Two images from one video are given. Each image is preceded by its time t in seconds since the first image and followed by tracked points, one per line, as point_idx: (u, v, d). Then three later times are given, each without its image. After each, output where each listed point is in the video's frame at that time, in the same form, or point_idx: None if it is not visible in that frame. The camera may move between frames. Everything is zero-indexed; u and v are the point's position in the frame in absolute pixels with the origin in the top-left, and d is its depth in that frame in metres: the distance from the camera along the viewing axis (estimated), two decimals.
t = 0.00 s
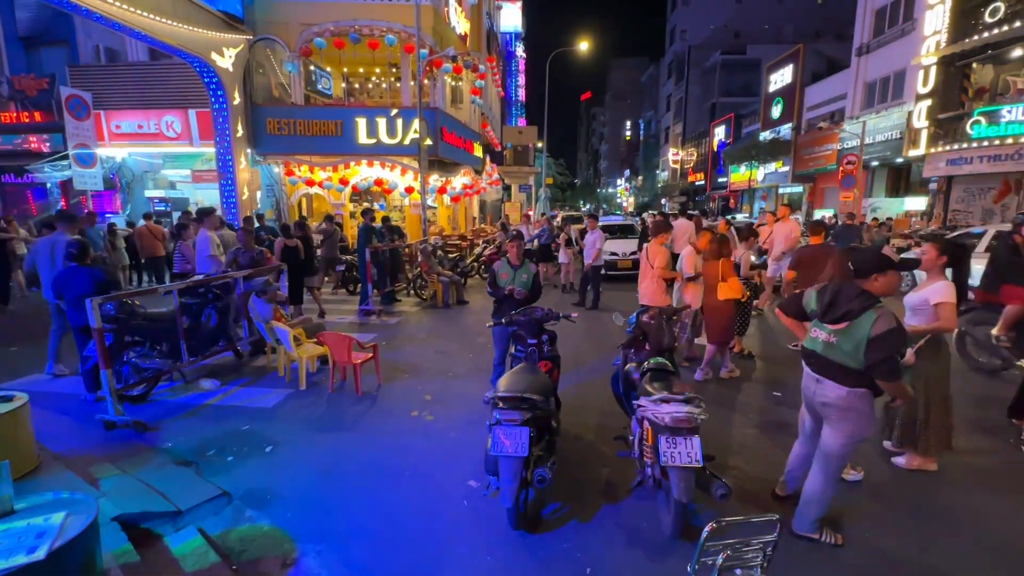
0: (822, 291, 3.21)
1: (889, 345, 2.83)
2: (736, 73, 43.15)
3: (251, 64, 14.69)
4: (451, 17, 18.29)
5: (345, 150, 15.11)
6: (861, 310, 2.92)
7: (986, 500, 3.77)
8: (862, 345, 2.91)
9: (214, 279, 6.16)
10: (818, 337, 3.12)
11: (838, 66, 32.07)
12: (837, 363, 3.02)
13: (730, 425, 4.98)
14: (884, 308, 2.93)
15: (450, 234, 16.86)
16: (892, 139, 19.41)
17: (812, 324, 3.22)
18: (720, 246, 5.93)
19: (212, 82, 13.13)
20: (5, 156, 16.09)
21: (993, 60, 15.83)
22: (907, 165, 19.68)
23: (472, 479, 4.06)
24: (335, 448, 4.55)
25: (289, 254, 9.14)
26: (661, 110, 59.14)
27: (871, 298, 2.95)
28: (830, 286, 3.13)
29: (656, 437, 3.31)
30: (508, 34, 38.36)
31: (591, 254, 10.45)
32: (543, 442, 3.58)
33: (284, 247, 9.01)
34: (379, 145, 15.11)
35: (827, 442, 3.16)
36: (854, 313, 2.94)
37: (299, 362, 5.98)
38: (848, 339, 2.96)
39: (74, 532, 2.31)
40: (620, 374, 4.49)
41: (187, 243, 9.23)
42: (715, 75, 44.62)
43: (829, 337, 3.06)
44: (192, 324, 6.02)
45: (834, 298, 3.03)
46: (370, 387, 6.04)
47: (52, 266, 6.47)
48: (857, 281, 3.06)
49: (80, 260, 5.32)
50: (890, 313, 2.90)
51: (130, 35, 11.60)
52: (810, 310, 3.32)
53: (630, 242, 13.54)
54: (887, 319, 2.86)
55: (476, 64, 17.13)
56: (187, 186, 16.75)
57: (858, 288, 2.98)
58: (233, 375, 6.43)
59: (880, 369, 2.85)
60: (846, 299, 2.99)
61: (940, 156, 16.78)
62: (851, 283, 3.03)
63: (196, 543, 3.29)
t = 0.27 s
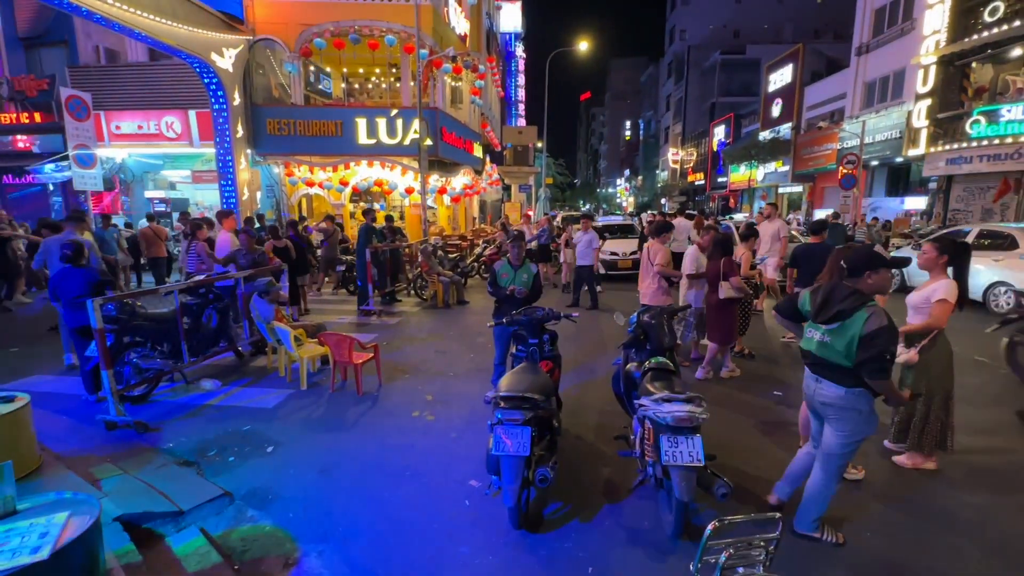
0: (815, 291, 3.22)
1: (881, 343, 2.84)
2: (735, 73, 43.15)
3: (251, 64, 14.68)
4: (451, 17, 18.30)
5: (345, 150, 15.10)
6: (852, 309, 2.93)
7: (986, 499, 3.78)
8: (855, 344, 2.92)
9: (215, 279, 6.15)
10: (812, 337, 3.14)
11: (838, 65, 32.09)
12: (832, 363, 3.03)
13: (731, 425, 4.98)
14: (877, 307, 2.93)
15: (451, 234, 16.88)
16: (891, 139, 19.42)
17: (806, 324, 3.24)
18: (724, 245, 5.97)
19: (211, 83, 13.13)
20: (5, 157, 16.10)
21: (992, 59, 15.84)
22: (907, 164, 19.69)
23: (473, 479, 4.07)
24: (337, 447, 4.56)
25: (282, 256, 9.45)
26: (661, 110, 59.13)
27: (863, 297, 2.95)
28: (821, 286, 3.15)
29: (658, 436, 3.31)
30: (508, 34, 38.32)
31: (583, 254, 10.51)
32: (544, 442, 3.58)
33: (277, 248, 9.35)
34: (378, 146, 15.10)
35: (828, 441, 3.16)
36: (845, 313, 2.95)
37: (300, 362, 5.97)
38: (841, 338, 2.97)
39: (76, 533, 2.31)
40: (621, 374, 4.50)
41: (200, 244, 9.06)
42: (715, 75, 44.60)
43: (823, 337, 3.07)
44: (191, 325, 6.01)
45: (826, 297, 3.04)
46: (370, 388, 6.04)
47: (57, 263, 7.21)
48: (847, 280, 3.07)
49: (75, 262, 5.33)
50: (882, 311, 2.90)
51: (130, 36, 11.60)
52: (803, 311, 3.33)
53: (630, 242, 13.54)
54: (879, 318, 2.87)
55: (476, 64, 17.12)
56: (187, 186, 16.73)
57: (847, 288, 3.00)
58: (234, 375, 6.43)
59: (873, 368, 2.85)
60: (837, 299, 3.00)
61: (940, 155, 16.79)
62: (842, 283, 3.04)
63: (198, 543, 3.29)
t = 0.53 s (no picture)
0: (812, 292, 3.22)
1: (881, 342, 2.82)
2: (737, 73, 43.10)
3: (253, 65, 14.71)
4: (452, 17, 18.31)
5: (347, 151, 15.12)
6: (851, 308, 2.92)
7: (988, 500, 3.77)
8: (853, 344, 2.90)
9: (217, 280, 6.17)
10: (811, 338, 3.12)
11: (839, 65, 32.06)
12: (832, 363, 3.00)
13: (732, 425, 4.98)
14: (874, 306, 2.91)
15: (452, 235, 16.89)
16: (893, 139, 19.39)
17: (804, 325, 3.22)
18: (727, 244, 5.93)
19: (213, 84, 13.16)
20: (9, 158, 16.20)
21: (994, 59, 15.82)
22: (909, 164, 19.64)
23: (475, 479, 4.08)
24: (339, 448, 4.57)
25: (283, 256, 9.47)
26: (662, 110, 59.08)
27: (861, 297, 2.95)
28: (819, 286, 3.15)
29: (660, 437, 3.31)
30: (509, 34, 38.31)
31: (577, 255, 10.59)
32: (546, 442, 3.58)
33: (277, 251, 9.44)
34: (380, 146, 15.11)
35: (830, 443, 3.15)
36: (844, 312, 2.94)
37: (302, 363, 5.98)
38: (840, 337, 2.96)
39: (80, 533, 2.32)
40: (623, 374, 4.50)
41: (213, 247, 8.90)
42: (716, 75, 44.56)
43: (822, 337, 3.05)
44: (194, 326, 6.03)
45: (825, 297, 3.04)
46: (372, 388, 6.04)
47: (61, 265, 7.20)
48: (844, 281, 3.08)
49: (76, 263, 5.35)
50: (881, 310, 2.88)
51: (133, 38, 11.65)
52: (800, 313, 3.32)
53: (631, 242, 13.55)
54: (878, 316, 2.84)
55: (477, 65, 17.12)
56: (190, 188, 16.61)
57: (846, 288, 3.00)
58: (236, 376, 6.45)
59: (871, 367, 2.85)
60: (836, 298, 2.99)
61: (942, 155, 16.75)
62: (840, 282, 3.06)
63: (201, 543, 3.30)
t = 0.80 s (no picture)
0: (805, 290, 3.20)
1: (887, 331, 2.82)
2: (740, 72, 42.98)
3: (256, 65, 14.75)
4: (455, 17, 18.31)
5: (349, 151, 15.13)
6: (852, 299, 2.93)
7: (992, 500, 3.75)
8: (859, 334, 2.90)
9: (220, 280, 6.19)
10: (812, 333, 3.08)
11: (843, 64, 31.98)
12: (836, 359, 2.97)
13: (735, 425, 4.97)
14: (872, 296, 2.95)
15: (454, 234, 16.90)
16: (897, 138, 19.28)
17: (802, 324, 3.17)
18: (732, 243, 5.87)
19: (216, 84, 13.19)
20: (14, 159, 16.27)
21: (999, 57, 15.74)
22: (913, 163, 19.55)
23: (477, 479, 4.08)
24: (341, 447, 4.58)
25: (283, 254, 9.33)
26: (665, 110, 58.97)
27: (857, 288, 2.98)
28: (814, 283, 3.13)
29: (662, 436, 3.30)
30: (511, 33, 38.28)
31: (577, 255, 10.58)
32: (549, 441, 3.58)
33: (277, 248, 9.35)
34: (382, 146, 15.13)
35: (827, 441, 3.13)
36: (847, 304, 2.94)
37: (304, 362, 5.99)
38: (844, 330, 2.95)
39: (84, 531, 2.33)
40: (625, 373, 4.49)
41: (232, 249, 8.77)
42: (719, 75, 44.43)
43: (825, 333, 3.02)
44: (197, 326, 6.04)
45: (824, 292, 3.02)
46: (374, 387, 6.05)
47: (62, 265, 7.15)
48: (835, 275, 3.09)
49: (80, 263, 5.37)
50: (879, 299, 2.92)
51: (137, 38, 11.69)
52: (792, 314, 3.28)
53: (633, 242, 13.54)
54: (879, 306, 2.88)
55: (479, 64, 17.10)
56: (193, 188, 16.73)
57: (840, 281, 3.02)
58: (239, 375, 6.47)
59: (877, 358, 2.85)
60: (834, 292, 2.99)
61: (946, 154, 16.68)
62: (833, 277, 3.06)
63: (204, 542, 3.31)
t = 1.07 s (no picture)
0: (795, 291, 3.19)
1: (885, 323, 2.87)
2: (743, 72, 42.86)
3: (260, 67, 14.82)
4: (458, 18, 18.34)
5: (353, 152, 15.16)
6: (848, 295, 2.97)
7: (998, 502, 3.73)
8: (858, 329, 2.94)
9: (224, 281, 6.22)
10: (811, 334, 3.07)
11: (846, 65, 31.89)
12: (838, 358, 2.97)
13: (738, 426, 4.96)
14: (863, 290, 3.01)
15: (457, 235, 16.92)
16: (902, 138, 19.18)
17: (799, 327, 3.15)
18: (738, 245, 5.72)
19: (221, 86, 13.26)
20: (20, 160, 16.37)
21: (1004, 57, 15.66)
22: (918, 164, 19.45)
23: (481, 479, 4.08)
24: (345, 448, 4.59)
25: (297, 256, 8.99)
26: (668, 110, 58.88)
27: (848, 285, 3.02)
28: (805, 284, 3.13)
29: (666, 438, 3.30)
30: (514, 34, 38.28)
31: (574, 256, 10.65)
32: (552, 442, 3.58)
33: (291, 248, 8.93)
34: (386, 147, 15.16)
35: (828, 441, 3.11)
36: (842, 301, 2.96)
37: (308, 363, 6.02)
38: (843, 327, 2.97)
39: (90, 530, 2.35)
40: (628, 375, 4.49)
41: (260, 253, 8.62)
42: (723, 75, 44.34)
43: (824, 332, 3.02)
44: (202, 327, 6.07)
45: (819, 292, 3.02)
46: (378, 388, 6.07)
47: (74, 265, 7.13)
48: (824, 273, 3.11)
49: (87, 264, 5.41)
50: (871, 293, 2.99)
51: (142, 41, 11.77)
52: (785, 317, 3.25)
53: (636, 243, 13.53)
54: (873, 299, 2.95)
55: (483, 66, 17.12)
56: (197, 189, 16.95)
57: (831, 280, 3.04)
58: (244, 376, 6.50)
59: (877, 351, 2.89)
60: (828, 291, 3.01)
61: (952, 155, 16.60)
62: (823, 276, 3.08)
63: (209, 542, 3.33)
